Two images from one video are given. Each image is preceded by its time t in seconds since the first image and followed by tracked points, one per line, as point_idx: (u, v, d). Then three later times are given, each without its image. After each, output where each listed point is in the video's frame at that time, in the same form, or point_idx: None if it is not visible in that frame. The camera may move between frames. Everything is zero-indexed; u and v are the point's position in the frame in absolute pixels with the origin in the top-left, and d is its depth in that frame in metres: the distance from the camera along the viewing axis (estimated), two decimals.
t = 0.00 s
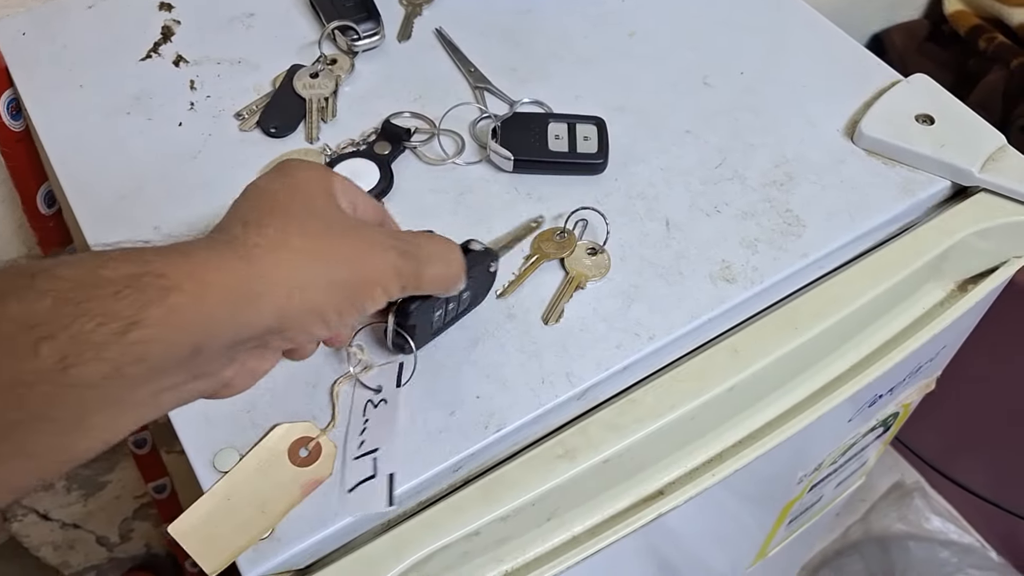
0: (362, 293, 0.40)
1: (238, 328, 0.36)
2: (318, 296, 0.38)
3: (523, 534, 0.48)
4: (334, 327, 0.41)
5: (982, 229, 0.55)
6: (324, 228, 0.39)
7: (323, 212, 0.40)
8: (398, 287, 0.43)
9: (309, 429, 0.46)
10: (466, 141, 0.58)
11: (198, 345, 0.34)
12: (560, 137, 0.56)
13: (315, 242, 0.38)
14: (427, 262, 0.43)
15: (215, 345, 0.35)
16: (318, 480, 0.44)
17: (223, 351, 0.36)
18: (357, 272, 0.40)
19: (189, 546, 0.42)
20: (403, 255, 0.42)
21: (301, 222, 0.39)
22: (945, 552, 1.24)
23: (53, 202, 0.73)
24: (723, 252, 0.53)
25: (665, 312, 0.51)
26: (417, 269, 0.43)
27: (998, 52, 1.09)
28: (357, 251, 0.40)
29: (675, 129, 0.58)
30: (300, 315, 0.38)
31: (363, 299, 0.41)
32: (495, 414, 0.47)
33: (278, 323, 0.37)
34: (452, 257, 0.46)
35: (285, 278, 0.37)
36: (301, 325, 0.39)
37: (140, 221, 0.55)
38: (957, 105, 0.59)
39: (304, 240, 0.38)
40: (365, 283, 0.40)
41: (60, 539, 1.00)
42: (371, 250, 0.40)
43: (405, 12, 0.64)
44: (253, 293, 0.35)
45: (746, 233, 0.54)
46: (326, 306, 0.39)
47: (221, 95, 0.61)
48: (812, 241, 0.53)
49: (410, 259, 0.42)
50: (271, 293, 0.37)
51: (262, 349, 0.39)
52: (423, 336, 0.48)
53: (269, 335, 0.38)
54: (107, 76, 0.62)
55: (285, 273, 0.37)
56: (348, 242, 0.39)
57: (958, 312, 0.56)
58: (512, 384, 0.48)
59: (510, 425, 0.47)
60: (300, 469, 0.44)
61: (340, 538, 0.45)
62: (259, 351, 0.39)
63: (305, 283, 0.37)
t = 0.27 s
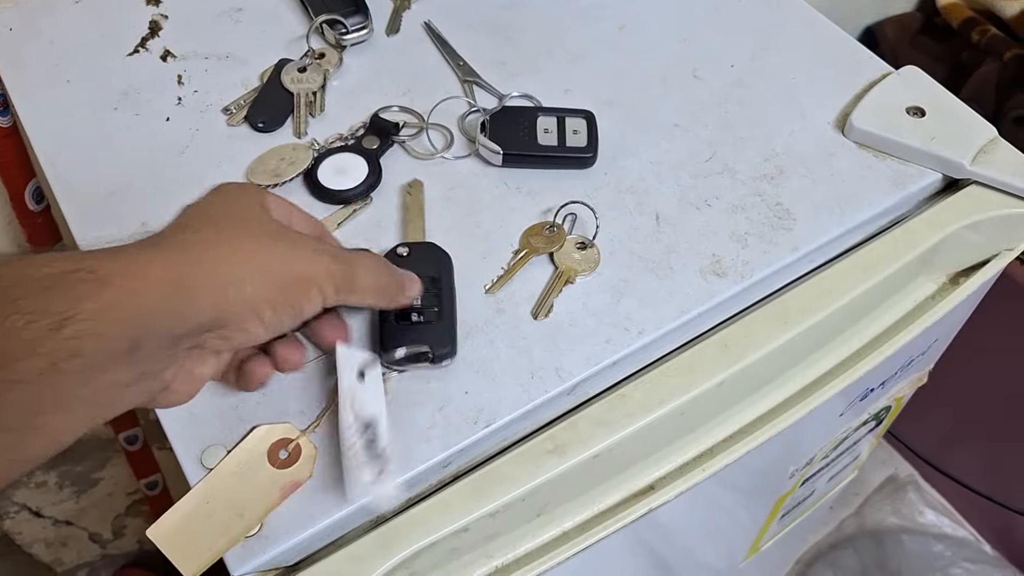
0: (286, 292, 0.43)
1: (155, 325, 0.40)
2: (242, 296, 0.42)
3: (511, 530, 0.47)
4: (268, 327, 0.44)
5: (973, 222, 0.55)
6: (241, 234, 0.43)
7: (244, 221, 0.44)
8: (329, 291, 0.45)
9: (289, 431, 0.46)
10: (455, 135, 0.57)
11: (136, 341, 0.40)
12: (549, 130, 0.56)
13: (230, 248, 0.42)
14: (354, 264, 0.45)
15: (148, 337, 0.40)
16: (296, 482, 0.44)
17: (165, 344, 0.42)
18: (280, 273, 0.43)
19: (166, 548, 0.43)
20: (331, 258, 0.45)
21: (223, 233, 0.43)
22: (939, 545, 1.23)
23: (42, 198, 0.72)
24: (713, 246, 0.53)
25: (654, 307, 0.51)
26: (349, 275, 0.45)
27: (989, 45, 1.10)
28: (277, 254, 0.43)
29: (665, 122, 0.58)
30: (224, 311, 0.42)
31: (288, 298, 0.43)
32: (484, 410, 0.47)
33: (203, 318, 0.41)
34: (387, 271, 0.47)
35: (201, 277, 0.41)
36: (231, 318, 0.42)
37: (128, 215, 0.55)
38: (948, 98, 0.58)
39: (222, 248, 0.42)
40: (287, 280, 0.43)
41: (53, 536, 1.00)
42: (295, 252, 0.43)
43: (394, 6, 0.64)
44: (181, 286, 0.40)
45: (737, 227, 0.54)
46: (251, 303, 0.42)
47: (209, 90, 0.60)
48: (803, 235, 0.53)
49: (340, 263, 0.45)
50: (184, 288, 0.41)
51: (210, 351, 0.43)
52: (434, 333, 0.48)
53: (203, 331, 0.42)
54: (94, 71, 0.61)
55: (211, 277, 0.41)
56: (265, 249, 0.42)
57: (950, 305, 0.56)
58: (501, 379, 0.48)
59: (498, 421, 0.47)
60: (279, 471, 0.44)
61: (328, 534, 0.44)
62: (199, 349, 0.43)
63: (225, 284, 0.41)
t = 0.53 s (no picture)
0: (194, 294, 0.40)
1: (74, 348, 0.38)
2: (155, 306, 0.39)
3: (506, 536, 0.47)
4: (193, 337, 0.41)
5: (976, 220, 0.54)
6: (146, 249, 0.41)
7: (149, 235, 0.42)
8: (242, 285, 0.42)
9: (279, 436, 0.45)
10: (448, 134, 0.57)
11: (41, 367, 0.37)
12: (544, 129, 0.55)
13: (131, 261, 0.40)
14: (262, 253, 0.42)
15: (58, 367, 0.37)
16: (286, 490, 0.43)
17: (83, 373, 0.38)
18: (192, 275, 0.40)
19: (153, 557, 0.42)
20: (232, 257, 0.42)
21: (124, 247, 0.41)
22: (938, 543, 1.23)
23: (29, 198, 0.70)
24: (712, 246, 0.52)
25: (652, 308, 0.50)
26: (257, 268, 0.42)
27: (989, 41, 1.09)
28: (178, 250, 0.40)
29: (662, 119, 0.57)
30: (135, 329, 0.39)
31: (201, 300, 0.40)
32: (479, 414, 0.46)
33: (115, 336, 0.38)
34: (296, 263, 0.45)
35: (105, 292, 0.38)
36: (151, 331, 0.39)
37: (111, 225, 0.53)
38: (951, 94, 0.58)
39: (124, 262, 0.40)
40: (206, 278, 0.40)
41: (45, 538, 0.99)
42: (207, 247, 0.41)
43: (387, 2, 0.63)
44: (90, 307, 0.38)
45: (736, 226, 0.53)
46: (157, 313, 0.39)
47: (199, 88, 0.59)
48: (803, 234, 0.52)
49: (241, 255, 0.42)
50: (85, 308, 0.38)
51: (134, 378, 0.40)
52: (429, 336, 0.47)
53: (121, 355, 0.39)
54: (82, 70, 0.60)
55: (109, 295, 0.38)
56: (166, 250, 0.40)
57: (952, 305, 0.55)
58: (497, 382, 0.47)
59: (493, 425, 0.46)
60: (269, 477, 0.43)
61: (319, 542, 0.43)
62: (126, 379, 0.40)
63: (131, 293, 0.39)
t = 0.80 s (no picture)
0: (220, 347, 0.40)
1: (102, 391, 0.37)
2: (184, 350, 0.39)
3: (510, 563, 0.45)
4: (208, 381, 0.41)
5: (988, 236, 0.53)
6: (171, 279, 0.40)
7: (178, 263, 0.41)
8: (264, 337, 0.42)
9: (276, 463, 0.44)
10: (449, 148, 0.55)
11: (67, 411, 0.37)
12: (547, 143, 0.54)
13: (162, 296, 0.39)
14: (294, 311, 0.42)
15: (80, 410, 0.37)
16: (284, 519, 0.42)
17: (98, 414, 0.38)
18: (218, 324, 0.40)
19: None
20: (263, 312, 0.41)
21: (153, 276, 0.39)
22: (940, 549, 1.22)
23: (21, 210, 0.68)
24: (719, 264, 0.51)
25: (659, 328, 0.49)
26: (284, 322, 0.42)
27: (990, 43, 1.08)
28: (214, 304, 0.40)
29: (667, 132, 0.56)
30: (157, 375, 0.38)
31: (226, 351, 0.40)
32: (481, 439, 0.45)
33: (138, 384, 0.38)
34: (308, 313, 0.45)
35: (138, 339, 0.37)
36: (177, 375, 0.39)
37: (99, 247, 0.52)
38: (961, 106, 0.56)
39: (154, 298, 0.39)
40: (229, 327, 0.40)
41: (40, 548, 0.97)
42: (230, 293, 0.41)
43: (385, 12, 0.62)
44: (118, 339, 0.37)
45: (744, 243, 0.51)
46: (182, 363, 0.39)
47: (194, 100, 0.58)
48: (812, 251, 0.51)
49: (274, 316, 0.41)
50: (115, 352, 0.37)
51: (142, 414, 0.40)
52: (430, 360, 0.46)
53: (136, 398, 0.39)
54: (74, 81, 0.59)
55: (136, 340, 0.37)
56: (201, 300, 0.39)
57: (962, 322, 0.54)
58: (500, 406, 0.46)
59: (495, 451, 0.45)
60: (265, 506, 0.42)
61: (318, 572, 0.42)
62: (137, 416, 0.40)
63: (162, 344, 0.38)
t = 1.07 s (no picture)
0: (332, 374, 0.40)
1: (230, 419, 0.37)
2: (309, 377, 0.39)
3: (514, 556, 0.46)
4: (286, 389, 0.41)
5: (996, 232, 0.53)
6: (354, 297, 0.40)
7: (336, 273, 0.40)
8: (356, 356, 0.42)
9: (282, 452, 0.43)
10: (457, 138, 0.55)
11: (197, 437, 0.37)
12: (555, 134, 0.54)
13: (326, 319, 0.39)
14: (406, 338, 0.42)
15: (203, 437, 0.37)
16: (290, 508, 0.42)
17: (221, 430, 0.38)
18: (344, 344, 0.39)
19: None
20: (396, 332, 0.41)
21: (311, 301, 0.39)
22: (942, 550, 1.22)
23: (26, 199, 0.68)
24: (728, 257, 0.51)
25: (667, 321, 0.48)
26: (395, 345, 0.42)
27: (998, 41, 1.08)
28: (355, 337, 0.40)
29: (676, 125, 0.56)
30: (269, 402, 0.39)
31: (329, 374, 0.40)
32: (488, 430, 0.45)
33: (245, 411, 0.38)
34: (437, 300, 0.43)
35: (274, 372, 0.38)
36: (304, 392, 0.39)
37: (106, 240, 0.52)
38: (972, 101, 0.56)
39: (312, 323, 0.39)
40: (351, 350, 0.40)
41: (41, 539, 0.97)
42: (362, 315, 0.40)
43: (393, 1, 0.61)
44: (252, 374, 0.37)
45: (753, 235, 0.51)
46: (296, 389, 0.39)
47: (201, 89, 0.57)
48: (821, 245, 0.51)
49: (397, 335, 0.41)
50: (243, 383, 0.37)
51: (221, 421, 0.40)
52: (438, 351, 0.46)
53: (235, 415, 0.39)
54: (82, 69, 0.59)
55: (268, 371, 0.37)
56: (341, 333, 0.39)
57: (971, 319, 0.54)
58: (507, 397, 0.46)
59: (502, 443, 0.45)
60: (272, 495, 0.42)
61: (324, 563, 0.42)
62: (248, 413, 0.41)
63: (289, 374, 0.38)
